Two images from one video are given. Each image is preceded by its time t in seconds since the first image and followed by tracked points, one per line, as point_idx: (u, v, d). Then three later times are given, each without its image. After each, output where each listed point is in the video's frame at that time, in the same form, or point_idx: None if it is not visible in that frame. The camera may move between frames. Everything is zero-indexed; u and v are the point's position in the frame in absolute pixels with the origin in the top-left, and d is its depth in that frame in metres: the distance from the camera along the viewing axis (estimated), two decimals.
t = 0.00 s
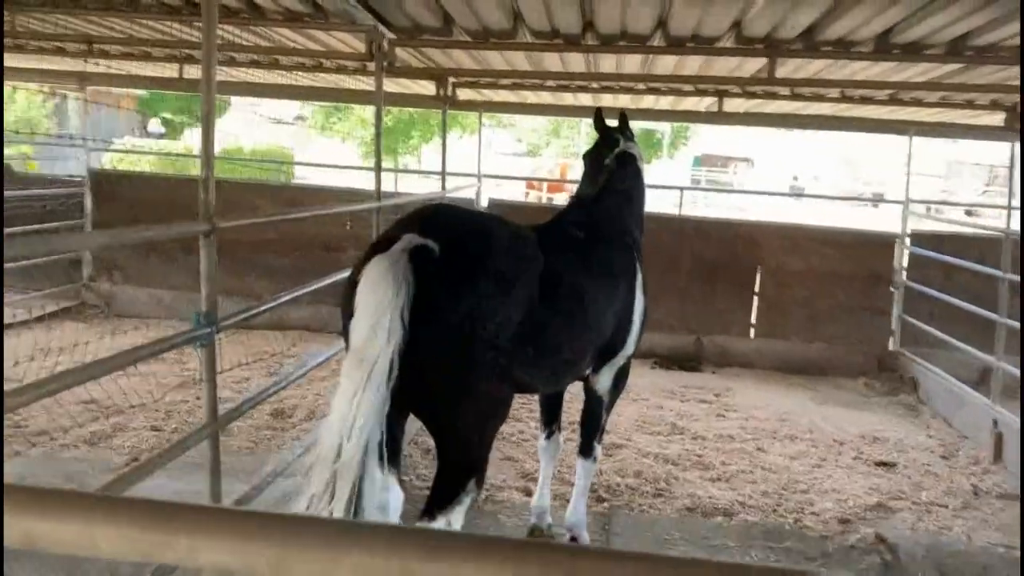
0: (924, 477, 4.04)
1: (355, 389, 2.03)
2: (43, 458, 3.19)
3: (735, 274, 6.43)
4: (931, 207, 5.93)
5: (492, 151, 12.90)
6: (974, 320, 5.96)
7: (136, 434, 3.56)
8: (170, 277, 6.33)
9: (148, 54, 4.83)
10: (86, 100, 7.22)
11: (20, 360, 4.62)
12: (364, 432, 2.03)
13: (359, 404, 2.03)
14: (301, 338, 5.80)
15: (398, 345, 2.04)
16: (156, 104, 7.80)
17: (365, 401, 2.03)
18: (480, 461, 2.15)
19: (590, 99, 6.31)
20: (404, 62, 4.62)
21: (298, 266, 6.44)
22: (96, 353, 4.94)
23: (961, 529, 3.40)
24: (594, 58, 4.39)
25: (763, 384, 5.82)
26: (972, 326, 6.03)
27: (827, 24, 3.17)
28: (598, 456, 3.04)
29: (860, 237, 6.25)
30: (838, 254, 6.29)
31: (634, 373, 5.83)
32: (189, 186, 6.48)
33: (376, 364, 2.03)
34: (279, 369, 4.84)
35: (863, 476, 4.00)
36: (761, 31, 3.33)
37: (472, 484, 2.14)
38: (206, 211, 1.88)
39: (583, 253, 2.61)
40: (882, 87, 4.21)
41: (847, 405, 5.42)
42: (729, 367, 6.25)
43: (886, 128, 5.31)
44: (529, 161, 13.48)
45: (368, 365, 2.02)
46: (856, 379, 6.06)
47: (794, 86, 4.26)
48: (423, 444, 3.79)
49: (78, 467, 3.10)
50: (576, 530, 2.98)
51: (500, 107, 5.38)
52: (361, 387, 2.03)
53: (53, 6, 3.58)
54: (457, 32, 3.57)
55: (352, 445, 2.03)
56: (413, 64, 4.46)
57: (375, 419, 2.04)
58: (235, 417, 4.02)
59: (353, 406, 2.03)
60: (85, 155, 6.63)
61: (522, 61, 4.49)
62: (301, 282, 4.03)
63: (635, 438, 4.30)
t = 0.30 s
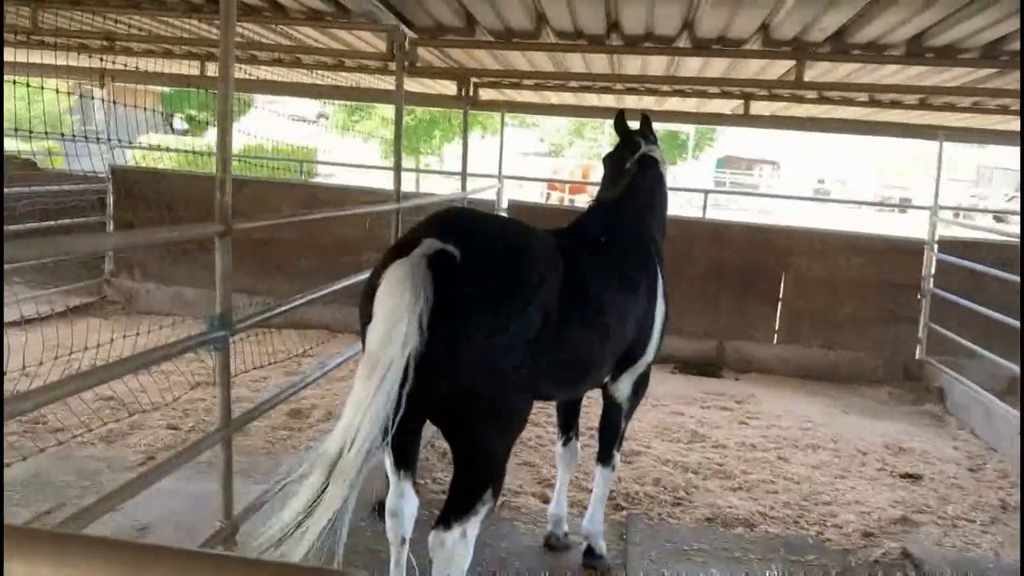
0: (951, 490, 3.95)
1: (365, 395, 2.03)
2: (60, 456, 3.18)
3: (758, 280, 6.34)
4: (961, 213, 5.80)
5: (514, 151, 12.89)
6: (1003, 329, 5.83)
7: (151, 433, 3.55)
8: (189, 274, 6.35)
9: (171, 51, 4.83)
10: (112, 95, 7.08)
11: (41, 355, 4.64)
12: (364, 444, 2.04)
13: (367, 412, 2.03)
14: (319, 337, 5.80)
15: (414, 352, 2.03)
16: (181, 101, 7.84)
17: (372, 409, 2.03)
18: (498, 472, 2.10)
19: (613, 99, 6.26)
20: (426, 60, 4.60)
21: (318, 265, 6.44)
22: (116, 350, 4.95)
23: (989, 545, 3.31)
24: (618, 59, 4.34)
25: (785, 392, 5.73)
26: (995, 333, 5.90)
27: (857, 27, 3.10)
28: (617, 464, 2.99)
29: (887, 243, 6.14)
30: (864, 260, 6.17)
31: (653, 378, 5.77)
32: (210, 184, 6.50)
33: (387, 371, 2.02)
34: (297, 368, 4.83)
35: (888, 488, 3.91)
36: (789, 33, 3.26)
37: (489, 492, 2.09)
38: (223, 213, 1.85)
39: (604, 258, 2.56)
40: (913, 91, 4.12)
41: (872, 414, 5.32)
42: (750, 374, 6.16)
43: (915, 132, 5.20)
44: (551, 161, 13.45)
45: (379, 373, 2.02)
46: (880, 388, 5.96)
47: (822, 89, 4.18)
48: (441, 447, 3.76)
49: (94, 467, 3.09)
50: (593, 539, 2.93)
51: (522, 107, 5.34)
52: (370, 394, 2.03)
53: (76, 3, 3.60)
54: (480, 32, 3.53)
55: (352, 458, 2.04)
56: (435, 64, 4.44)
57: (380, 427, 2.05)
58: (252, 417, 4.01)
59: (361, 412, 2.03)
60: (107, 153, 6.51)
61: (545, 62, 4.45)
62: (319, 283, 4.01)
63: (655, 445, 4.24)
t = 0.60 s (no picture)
0: (973, 495, 3.87)
1: (375, 393, 2.03)
2: (79, 442, 3.22)
3: (781, 277, 6.26)
4: (990, 212, 5.69)
5: (539, 142, 12.85)
6: None
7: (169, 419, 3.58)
8: (211, 262, 6.39)
9: (194, 40, 4.86)
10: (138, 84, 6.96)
11: (64, 340, 4.70)
12: (371, 442, 2.04)
13: (377, 410, 2.03)
14: (338, 327, 5.82)
15: (425, 350, 2.02)
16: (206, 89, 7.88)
17: (381, 407, 2.02)
18: (508, 470, 2.11)
19: (637, 92, 6.20)
20: (449, 52, 4.58)
21: (340, 254, 6.46)
22: (137, 336, 5.00)
23: (1009, 552, 3.25)
24: (641, 52, 4.29)
25: (805, 391, 5.66)
26: None
27: (885, 23, 3.03)
28: (631, 463, 2.96)
29: (914, 242, 6.03)
30: (890, 259, 6.07)
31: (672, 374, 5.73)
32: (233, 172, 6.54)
33: (398, 369, 2.01)
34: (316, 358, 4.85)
35: (907, 491, 3.85)
36: (814, 28, 3.20)
37: (499, 491, 2.10)
38: (235, 206, 1.86)
39: (619, 256, 2.53)
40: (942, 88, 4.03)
41: (894, 415, 5.24)
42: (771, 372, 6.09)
43: (944, 129, 5.10)
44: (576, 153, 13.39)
45: (389, 371, 2.01)
46: (903, 388, 5.86)
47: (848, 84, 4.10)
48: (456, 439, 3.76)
49: (112, 453, 3.12)
50: (605, 537, 2.91)
51: (544, 99, 5.31)
52: (380, 392, 2.02)
53: None
54: (500, 24, 3.50)
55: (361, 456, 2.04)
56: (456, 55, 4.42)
57: (388, 425, 2.04)
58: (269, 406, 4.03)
59: (371, 409, 2.03)
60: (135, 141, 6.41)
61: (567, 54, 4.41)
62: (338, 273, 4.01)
63: (672, 443, 4.20)
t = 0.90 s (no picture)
0: (988, 497, 3.83)
1: (390, 388, 2.03)
2: (93, 431, 3.26)
3: (797, 274, 6.22)
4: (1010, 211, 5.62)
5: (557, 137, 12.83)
6: None
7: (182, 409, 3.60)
8: (227, 254, 6.43)
9: (211, 32, 4.89)
10: (156, 75, 6.97)
11: (81, 329, 4.75)
12: (389, 439, 2.05)
13: (392, 405, 2.03)
14: (353, 319, 5.84)
15: (436, 346, 2.01)
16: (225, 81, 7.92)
17: (396, 403, 2.02)
18: (514, 466, 2.13)
19: (653, 87, 6.18)
20: (465, 45, 4.58)
21: (355, 248, 6.49)
22: (153, 326, 5.05)
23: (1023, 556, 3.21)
24: (658, 47, 4.27)
25: (819, 389, 5.62)
26: None
27: (903, 20, 3.00)
28: (640, 460, 2.96)
29: (932, 241, 5.97)
30: (908, 258, 6.01)
31: (686, 372, 5.70)
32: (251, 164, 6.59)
33: (410, 364, 2.01)
34: (330, 350, 4.88)
35: (921, 492, 3.82)
36: (831, 24, 3.17)
37: (504, 487, 2.11)
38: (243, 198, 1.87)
39: (630, 253, 2.53)
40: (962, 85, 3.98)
41: (909, 415, 5.19)
42: (785, 370, 6.06)
43: (964, 126, 5.03)
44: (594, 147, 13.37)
45: (402, 366, 2.00)
46: (919, 388, 5.81)
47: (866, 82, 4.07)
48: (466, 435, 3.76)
49: (125, 442, 3.16)
50: (613, 535, 2.90)
51: (559, 93, 5.29)
52: (394, 386, 2.02)
53: None
54: (514, 18, 3.50)
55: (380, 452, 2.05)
56: (472, 50, 4.42)
57: (404, 421, 2.04)
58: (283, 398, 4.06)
59: (387, 403, 2.04)
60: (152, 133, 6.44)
61: (582, 50, 4.40)
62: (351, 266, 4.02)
63: (683, 440, 4.19)
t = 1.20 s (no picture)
0: (1016, 505, 3.76)
1: (409, 384, 2.04)
2: (119, 420, 3.32)
3: (824, 276, 6.13)
4: None
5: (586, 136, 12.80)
6: None
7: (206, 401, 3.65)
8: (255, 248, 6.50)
9: (240, 28, 4.96)
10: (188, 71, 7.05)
11: (110, 320, 4.84)
12: (406, 435, 2.06)
13: (411, 401, 2.04)
14: (379, 315, 5.87)
15: (451, 343, 2.02)
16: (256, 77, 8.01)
17: (412, 400, 2.04)
18: (528, 463, 2.13)
19: (680, 86, 6.14)
20: (491, 42, 4.58)
21: (380, 244, 6.53)
22: (180, 318, 5.13)
23: None
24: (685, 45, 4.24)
25: (846, 393, 5.55)
26: None
27: (933, 19, 2.95)
28: (659, 460, 2.94)
29: (963, 244, 5.86)
30: (938, 261, 5.91)
31: (709, 373, 5.66)
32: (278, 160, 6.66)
33: (426, 361, 2.02)
34: (353, 344, 4.92)
35: (947, 499, 3.75)
36: (859, 23, 3.12)
37: (517, 484, 2.12)
38: (262, 194, 1.91)
39: (649, 251, 2.51)
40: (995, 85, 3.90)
41: (937, 420, 5.10)
42: (811, 373, 5.99)
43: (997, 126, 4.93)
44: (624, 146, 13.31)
45: (419, 363, 2.01)
46: (949, 394, 5.71)
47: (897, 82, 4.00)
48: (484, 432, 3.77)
49: (148, 433, 3.21)
50: (631, 535, 2.89)
51: (585, 91, 5.27)
52: (412, 382, 2.03)
53: None
54: (539, 15, 3.50)
55: (401, 447, 2.07)
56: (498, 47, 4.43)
57: (421, 418, 2.05)
58: (306, 391, 4.10)
59: (403, 400, 2.05)
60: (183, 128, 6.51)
61: (607, 47, 4.38)
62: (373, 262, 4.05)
63: (705, 441, 4.16)
